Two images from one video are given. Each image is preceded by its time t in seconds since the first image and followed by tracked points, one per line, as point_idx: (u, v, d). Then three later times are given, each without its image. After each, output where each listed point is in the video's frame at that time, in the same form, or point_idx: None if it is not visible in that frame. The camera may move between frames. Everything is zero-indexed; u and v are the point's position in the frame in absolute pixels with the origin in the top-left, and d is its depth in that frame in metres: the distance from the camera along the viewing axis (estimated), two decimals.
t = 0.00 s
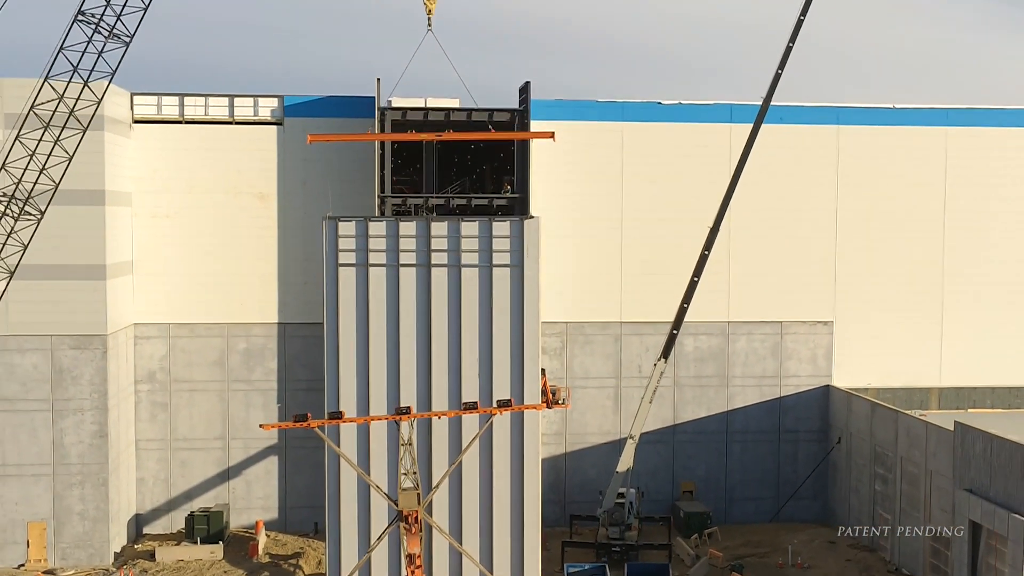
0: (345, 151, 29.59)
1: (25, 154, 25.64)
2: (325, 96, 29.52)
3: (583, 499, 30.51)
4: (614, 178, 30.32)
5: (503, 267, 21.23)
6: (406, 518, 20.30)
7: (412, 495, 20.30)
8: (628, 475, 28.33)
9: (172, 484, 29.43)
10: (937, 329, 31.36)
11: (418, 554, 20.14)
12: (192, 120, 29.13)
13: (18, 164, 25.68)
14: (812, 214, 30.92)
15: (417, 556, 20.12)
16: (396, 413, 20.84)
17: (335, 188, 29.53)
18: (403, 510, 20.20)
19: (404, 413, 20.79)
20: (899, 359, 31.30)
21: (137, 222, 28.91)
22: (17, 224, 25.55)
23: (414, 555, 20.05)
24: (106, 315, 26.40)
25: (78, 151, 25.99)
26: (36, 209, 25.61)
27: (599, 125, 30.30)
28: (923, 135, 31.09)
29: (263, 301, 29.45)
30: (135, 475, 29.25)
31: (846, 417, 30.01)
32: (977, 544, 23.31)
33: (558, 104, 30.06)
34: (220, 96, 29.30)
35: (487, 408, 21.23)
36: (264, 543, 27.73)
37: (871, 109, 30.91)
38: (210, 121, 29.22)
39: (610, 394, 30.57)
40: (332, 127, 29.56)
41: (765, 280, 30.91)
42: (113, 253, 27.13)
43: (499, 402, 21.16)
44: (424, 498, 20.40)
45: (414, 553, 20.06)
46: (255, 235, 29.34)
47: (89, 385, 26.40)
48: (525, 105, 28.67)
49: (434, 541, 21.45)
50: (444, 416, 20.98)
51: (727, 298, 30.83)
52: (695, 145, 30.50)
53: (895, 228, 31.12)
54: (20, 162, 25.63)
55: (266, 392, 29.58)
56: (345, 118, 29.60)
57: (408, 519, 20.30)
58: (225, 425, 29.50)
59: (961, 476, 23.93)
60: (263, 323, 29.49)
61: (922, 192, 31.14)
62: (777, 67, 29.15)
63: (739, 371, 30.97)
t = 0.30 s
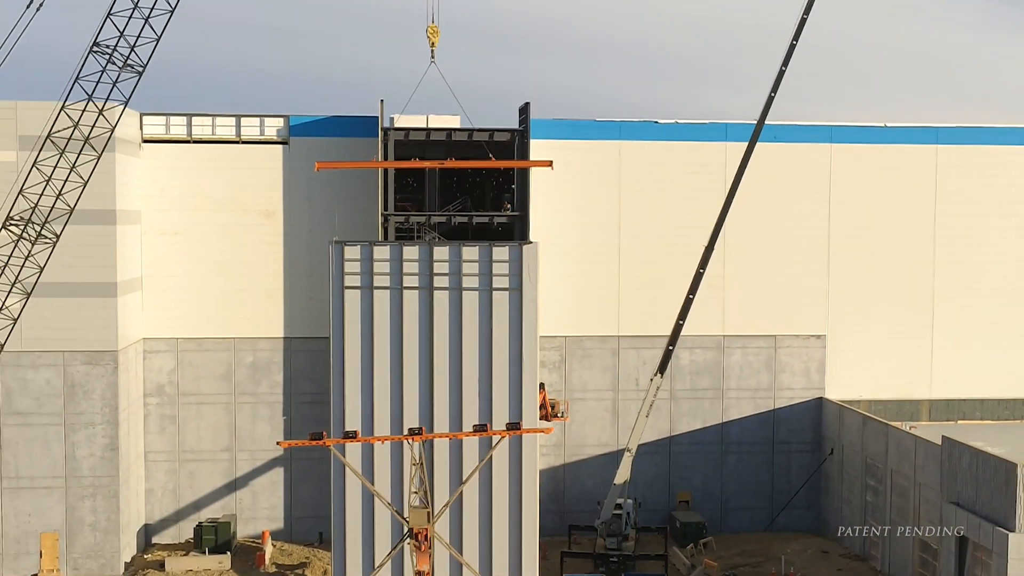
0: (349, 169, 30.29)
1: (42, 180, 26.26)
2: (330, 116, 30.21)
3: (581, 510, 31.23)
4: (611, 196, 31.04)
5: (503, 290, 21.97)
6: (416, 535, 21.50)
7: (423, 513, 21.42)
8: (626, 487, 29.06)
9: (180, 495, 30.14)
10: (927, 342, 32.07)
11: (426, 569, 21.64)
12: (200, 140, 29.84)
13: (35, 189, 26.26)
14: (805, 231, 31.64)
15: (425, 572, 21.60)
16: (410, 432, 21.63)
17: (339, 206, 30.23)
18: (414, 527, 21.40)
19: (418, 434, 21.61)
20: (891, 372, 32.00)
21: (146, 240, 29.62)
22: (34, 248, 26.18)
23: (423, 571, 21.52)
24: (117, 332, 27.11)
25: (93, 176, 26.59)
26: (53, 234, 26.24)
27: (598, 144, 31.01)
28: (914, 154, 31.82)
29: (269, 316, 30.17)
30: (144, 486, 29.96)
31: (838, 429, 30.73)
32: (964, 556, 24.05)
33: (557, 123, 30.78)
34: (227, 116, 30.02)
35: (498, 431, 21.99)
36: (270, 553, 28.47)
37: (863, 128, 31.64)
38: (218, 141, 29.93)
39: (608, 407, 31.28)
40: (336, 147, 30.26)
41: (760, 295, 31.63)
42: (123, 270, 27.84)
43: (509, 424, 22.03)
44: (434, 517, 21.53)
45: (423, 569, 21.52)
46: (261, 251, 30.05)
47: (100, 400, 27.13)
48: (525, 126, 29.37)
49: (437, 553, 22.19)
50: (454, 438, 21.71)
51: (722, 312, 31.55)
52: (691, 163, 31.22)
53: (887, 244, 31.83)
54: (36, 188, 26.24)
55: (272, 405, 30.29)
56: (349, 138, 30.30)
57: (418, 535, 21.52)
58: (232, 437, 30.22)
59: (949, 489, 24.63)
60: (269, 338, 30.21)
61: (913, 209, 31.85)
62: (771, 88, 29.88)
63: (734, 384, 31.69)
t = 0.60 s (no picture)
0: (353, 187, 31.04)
1: (58, 204, 26.82)
2: (335, 135, 30.97)
3: (579, 519, 31.95)
4: (609, 213, 31.78)
5: (502, 311, 22.76)
6: (424, 551, 22.18)
7: (431, 530, 22.20)
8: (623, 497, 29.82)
9: (188, 504, 30.86)
10: (919, 355, 32.79)
11: None
12: (208, 159, 30.64)
13: (51, 213, 26.84)
14: (799, 246, 32.37)
15: None
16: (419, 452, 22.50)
17: (343, 223, 30.95)
18: (422, 543, 22.11)
19: (427, 453, 22.47)
20: (883, 384, 32.72)
21: (155, 256, 30.34)
22: (51, 270, 26.83)
23: None
24: (128, 347, 27.84)
25: (107, 200, 27.40)
26: (69, 255, 26.97)
27: (596, 161, 31.75)
28: (905, 171, 32.58)
29: (276, 330, 30.90)
30: (153, 496, 30.68)
31: (831, 440, 31.46)
32: (951, 567, 24.78)
33: (556, 142, 31.55)
34: (235, 135, 30.76)
35: (502, 450, 22.82)
36: (277, 562, 29.25)
37: (856, 146, 32.41)
38: (225, 159, 30.67)
39: (607, 418, 32.01)
40: (342, 165, 31.01)
41: (755, 308, 32.37)
42: (134, 287, 28.56)
43: (513, 444, 22.85)
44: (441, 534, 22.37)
45: None
46: (267, 267, 30.78)
47: (112, 413, 27.87)
48: (525, 145, 30.17)
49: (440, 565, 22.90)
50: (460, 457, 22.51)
51: (717, 326, 32.30)
52: (687, 180, 31.99)
53: (879, 259, 32.57)
54: (53, 212, 26.81)
55: (278, 417, 31.02)
56: (353, 157, 31.04)
57: (425, 551, 22.23)
58: (239, 448, 30.94)
59: (937, 500, 25.37)
60: (275, 352, 30.95)
61: (904, 225, 32.59)
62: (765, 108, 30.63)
63: (729, 396, 32.44)
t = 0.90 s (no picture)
0: (357, 202, 31.79)
1: (73, 223, 27.63)
2: (339, 151, 31.72)
3: (579, 526, 32.69)
4: (608, 226, 32.52)
5: (502, 326, 23.51)
6: (427, 562, 22.82)
7: (435, 541, 22.81)
8: (621, 504, 30.57)
9: (197, 511, 31.60)
10: (910, 365, 33.51)
11: None
12: (216, 174, 31.33)
13: (66, 232, 27.69)
14: (793, 258, 33.11)
15: None
16: (422, 466, 23.25)
17: (347, 237, 31.69)
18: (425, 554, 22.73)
19: (429, 467, 23.21)
20: (876, 393, 33.45)
21: (164, 269, 31.08)
22: (66, 287, 27.68)
23: None
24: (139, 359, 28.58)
25: (121, 219, 28.10)
26: (84, 272, 27.77)
27: (594, 176, 32.51)
28: (896, 185, 33.32)
29: (282, 341, 31.65)
30: (162, 504, 31.43)
31: (825, 449, 32.20)
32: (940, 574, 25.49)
33: (555, 157, 32.32)
34: (242, 150, 31.46)
35: (502, 465, 23.54)
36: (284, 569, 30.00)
37: (848, 160, 33.17)
38: (233, 174, 31.40)
39: (605, 427, 32.76)
40: (346, 181, 31.73)
41: (751, 319, 33.12)
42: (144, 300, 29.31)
43: (513, 459, 23.61)
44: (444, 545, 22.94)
45: None
46: (273, 279, 31.52)
47: (123, 423, 28.61)
48: (525, 161, 30.87)
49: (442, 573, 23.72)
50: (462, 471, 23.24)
51: (713, 337, 33.04)
52: (683, 195, 32.75)
53: (871, 271, 33.30)
54: (68, 231, 27.60)
55: (284, 426, 31.76)
56: (358, 172, 31.77)
57: (428, 563, 22.84)
58: (246, 456, 31.69)
59: (926, 508, 26.10)
60: (281, 362, 31.69)
61: (895, 238, 33.33)
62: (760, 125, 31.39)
63: (725, 405, 33.19)
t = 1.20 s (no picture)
0: (361, 215, 32.69)
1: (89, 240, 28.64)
2: (345, 166, 32.64)
3: (577, 530, 33.59)
4: (605, 239, 33.43)
5: (501, 339, 24.33)
6: (430, 569, 23.87)
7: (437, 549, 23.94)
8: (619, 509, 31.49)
9: (206, 516, 32.50)
10: (901, 373, 34.39)
11: None
12: (224, 188, 32.28)
13: (83, 249, 28.71)
14: (785, 269, 34.03)
15: None
16: (426, 476, 24.13)
17: (352, 249, 32.60)
18: (428, 560, 23.84)
19: (432, 477, 24.10)
20: (866, 401, 34.35)
21: (175, 281, 32.00)
22: (84, 301, 28.44)
23: None
24: (150, 369, 29.47)
25: (135, 236, 29.02)
26: (100, 287, 28.52)
27: (592, 190, 33.42)
28: (886, 198, 34.24)
29: (289, 351, 32.56)
30: (172, 509, 32.32)
31: (816, 455, 33.10)
32: None
33: (554, 171, 33.25)
34: (250, 165, 32.40)
35: (502, 474, 24.40)
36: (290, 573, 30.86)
37: (839, 175, 34.11)
38: (241, 189, 32.33)
39: (603, 433, 33.67)
40: (352, 195, 32.63)
41: (744, 329, 34.03)
42: (155, 311, 30.20)
43: (512, 468, 24.43)
44: (447, 553, 24.05)
45: None
46: (281, 291, 32.43)
47: (135, 431, 29.50)
48: (524, 175, 31.72)
49: None
50: (464, 480, 24.12)
51: (708, 346, 33.95)
52: (679, 208, 33.65)
53: (862, 282, 34.22)
54: (84, 247, 28.65)
55: (291, 433, 32.67)
56: (363, 187, 32.67)
57: (432, 570, 23.90)
58: (254, 462, 32.59)
59: (913, 514, 26.98)
60: (288, 371, 32.59)
61: (885, 250, 34.26)
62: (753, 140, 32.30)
63: (719, 412, 34.11)
